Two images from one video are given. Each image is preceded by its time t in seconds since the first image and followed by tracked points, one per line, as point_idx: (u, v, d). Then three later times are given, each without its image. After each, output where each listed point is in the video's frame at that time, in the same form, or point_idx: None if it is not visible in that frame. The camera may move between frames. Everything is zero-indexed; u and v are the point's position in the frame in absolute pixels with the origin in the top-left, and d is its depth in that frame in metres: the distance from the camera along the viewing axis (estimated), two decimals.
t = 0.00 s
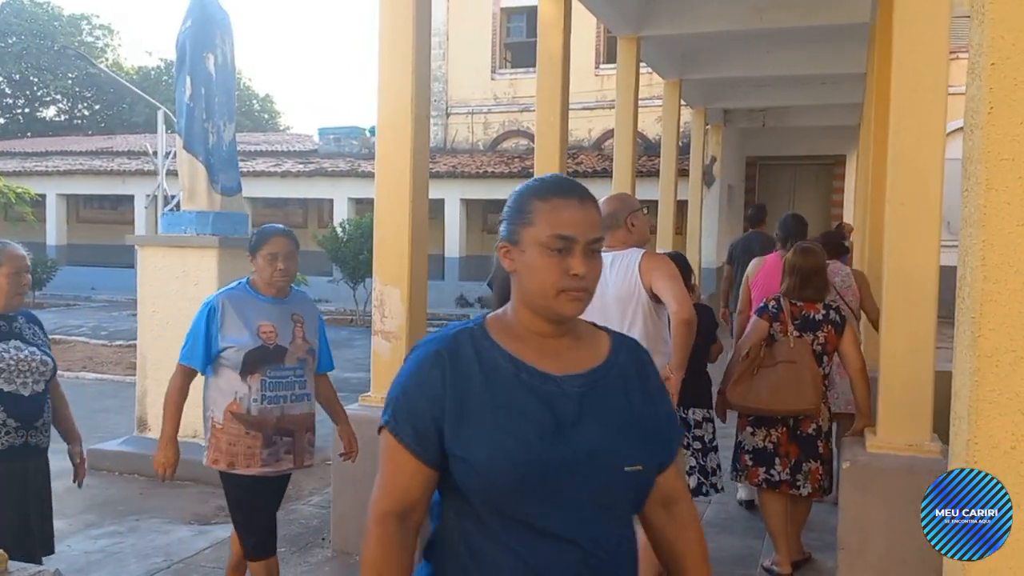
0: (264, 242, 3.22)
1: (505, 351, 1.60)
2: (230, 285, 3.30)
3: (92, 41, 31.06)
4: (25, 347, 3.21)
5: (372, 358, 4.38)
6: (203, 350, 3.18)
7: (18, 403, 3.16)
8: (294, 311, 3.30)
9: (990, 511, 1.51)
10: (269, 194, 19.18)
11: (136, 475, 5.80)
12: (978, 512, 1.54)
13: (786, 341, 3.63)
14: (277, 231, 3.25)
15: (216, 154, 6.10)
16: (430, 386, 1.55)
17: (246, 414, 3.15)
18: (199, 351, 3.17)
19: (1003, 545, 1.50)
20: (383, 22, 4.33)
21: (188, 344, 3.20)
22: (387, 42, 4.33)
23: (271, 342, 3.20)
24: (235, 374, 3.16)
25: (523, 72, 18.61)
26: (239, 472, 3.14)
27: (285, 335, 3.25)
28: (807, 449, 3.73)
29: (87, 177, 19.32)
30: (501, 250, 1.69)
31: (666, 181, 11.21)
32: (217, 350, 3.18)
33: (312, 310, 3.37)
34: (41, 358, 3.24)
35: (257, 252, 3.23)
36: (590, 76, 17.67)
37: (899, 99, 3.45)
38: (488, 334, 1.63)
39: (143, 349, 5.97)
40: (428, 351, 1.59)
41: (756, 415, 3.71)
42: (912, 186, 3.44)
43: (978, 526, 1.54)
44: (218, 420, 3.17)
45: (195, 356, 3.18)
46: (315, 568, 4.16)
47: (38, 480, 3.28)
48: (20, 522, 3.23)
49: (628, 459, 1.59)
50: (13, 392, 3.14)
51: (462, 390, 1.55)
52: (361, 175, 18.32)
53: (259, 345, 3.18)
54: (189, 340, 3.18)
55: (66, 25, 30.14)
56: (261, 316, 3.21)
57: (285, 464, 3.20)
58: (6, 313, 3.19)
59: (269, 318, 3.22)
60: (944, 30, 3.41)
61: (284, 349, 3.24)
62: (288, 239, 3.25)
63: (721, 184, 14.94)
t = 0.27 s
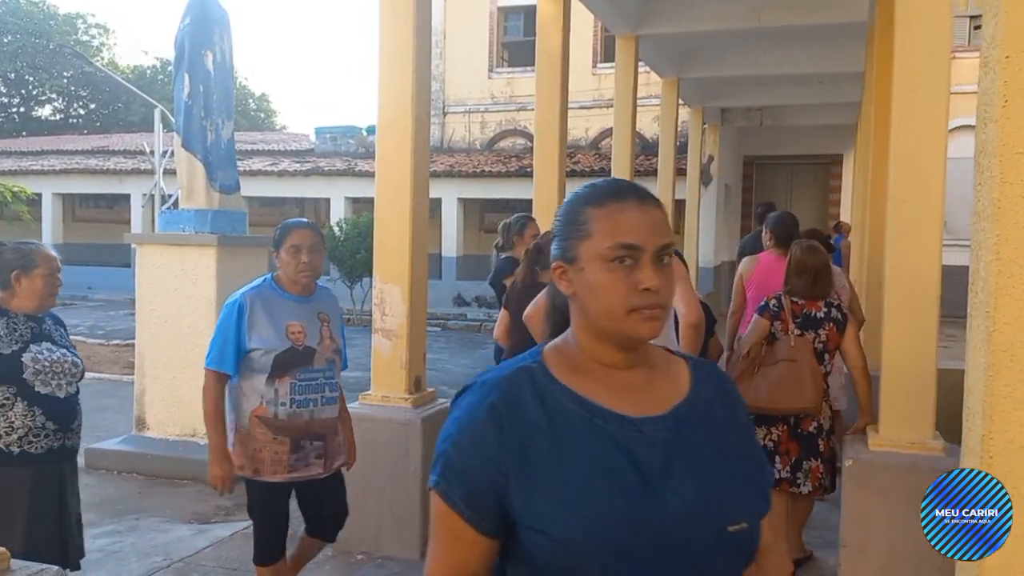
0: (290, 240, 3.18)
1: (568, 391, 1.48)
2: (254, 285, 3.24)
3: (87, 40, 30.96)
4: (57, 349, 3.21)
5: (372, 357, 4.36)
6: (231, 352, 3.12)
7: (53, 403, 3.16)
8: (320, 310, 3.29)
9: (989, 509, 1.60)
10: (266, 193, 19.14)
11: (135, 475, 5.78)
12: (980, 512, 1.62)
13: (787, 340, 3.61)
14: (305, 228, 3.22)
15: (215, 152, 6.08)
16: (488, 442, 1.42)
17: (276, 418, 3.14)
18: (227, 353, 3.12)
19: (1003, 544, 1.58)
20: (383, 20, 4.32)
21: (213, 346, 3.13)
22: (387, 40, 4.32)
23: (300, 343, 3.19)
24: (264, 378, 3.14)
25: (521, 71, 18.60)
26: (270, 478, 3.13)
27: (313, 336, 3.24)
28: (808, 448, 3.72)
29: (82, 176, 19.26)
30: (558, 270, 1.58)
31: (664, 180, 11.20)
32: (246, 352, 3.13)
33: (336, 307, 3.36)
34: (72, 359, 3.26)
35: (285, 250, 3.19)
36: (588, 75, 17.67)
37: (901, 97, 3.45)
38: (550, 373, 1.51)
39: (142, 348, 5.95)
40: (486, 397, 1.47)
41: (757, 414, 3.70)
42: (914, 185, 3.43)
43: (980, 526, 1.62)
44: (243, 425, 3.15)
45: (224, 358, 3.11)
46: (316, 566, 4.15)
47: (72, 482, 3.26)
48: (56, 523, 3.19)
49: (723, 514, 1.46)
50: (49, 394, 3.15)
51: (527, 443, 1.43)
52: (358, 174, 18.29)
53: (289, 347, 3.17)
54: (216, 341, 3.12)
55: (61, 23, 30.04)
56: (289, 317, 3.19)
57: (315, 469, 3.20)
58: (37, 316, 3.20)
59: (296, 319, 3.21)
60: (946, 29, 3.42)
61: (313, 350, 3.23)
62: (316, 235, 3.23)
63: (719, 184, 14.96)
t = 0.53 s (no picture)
0: (323, 240, 3.04)
1: (673, 395, 1.26)
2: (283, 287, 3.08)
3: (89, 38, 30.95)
4: (102, 348, 3.13)
5: (379, 355, 4.34)
6: (273, 357, 2.94)
7: (105, 403, 3.09)
8: (351, 311, 3.15)
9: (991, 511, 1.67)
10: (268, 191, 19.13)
11: (139, 473, 5.76)
12: (980, 514, 1.69)
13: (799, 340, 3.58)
14: (339, 227, 3.09)
15: (219, 149, 6.06)
16: (585, 456, 1.18)
17: (314, 423, 3.01)
18: (268, 360, 2.93)
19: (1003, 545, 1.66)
20: (390, 16, 4.29)
21: (251, 354, 2.94)
22: (393, 37, 4.29)
23: (336, 346, 3.05)
24: (302, 383, 2.99)
25: (524, 69, 18.58)
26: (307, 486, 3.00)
27: (347, 339, 3.10)
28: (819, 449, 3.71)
29: (85, 174, 19.26)
30: (643, 251, 1.35)
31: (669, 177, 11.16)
32: (286, 356, 2.96)
33: (365, 309, 3.24)
34: (116, 357, 3.17)
35: (319, 250, 3.05)
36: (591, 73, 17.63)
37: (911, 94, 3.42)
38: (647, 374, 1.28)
39: (146, 346, 5.93)
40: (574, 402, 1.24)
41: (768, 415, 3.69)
42: (925, 182, 3.40)
43: (980, 528, 1.70)
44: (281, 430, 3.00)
45: (267, 364, 2.93)
46: (322, 566, 4.12)
47: (121, 479, 3.21)
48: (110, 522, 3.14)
49: (868, 540, 1.24)
50: (104, 396, 3.08)
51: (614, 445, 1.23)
52: (360, 172, 18.26)
53: (326, 350, 3.02)
54: (254, 346, 2.94)
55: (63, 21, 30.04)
56: (322, 319, 3.04)
57: (350, 477, 3.07)
58: (78, 315, 3.09)
59: (331, 321, 3.06)
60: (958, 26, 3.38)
61: (348, 353, 3.09)
62: (349, 233, 3.10)
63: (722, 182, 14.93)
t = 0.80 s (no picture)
0: (408, 226, 2.75)
1: (958, 432, 0.87)
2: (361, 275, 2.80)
3: (113, 36, 31.14)
4: (173, 340, 2.79)
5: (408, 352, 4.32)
6: (343, 346, 2.67)
7: (177, 399, 2.75)
8: (433, 304, 2.85)
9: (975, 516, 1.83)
10: (291, 188, 19.20)
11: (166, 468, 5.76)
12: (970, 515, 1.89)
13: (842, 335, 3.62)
14: (422, 214, 2.81)
15: (247, 144, 6.06)
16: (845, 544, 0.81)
17: (387, 420, 2.70)
18: (339, 349, 2.68)
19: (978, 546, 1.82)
20: (420, 8, 4.25)
21: (323, 341, 2.69)
22: (424, 29, 4.25)
23: (415, 338, 2.73)
24: (377, 376, 2.69)
25: (546, 65, 18.51)
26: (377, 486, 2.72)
27: (427, 332, 2.79)
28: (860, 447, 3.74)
29: (110, 171, 19.40)
30: (912, 244, 0.93)
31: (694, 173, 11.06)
32: (359, 346, 2.69)
33: (447, 302, 2.93)
34: (185, 348, 2.81)
35: (398, 236, 2.77)
36: (614, 69, 17.53)
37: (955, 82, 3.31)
38: (932, 408, 0.88)
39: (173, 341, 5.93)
40: (845, 461, 0.84)
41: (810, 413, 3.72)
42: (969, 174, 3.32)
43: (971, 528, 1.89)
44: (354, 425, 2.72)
45: (337, 353, 2.67)
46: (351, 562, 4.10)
47: (196, 481, 2.84)
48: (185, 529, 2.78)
49: None
50: (175, 388, 2.73)
51: (908, 541, 0.82)
52: (382, 169, 18.27)
53: (403, 343, 2.72)
54: (327, 334, 2.67)
55: (88, 20, 30.27)
56: (401, 309, 2.75)
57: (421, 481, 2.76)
58: (147, 306, 2.76)
59: (410, 312, 2.77)
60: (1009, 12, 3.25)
61: (428, 346, 2.78)
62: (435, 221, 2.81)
63: (747, 178, 14.79)
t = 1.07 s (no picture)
0: (468, 220, 2.37)
1: None
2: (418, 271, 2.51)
3: (135, 35, 31.31)
4: (230, 343, 2.71)
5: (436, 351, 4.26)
6: (390, 348, 2.41)
7: (227, 406, 2.65)
8: (497, 302, 2.48)
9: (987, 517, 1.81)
10: (312, 186, 19.21)
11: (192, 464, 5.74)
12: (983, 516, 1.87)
13: (884, 334, 3.62)
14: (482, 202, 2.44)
15: (272, 139, 6.01)
16: None
17: (441, 432, 2.37)
18: (387, 353, 2.40)
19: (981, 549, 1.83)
20: None
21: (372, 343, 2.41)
22: (454, 21, 4.19)
23: (471, 343, 2.39)
24: (429, 383, 2.37)
25: (566, 62, 18.36)
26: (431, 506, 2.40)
27: (487, 334, 2.43)
28: (902, 447, 3.71)
29: (132, 169, 19.49)
30: None
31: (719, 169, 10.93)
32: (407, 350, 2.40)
33: (517, 299, 2.54)
34: (244, 352, 2.73)
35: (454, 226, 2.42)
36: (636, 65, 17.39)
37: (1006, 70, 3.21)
38: None
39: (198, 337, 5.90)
40: None
41: (851, 413, 3.70)
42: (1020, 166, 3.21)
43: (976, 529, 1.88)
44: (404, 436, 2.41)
45: (382, 355, 2.40)
46: (381, 561, 4.05)
47: (251, 493, 2.74)
48: (235, 541, 2.68)
49: None
50: (221, 394, 2.63)
51: None
52: (403, 166, 18.24)
53: (456, 347, 2.38)
54: (376, 334, 2.40)
55: (110, 19, 30.45)
56: (457, 309, 2.41)
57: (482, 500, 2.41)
58: (204, 308, 2.70)
59: (467, 311, 2.42)
60: None
61: (486, 351, 2.41)
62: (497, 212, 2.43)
63: (771, 175, 14.64)
